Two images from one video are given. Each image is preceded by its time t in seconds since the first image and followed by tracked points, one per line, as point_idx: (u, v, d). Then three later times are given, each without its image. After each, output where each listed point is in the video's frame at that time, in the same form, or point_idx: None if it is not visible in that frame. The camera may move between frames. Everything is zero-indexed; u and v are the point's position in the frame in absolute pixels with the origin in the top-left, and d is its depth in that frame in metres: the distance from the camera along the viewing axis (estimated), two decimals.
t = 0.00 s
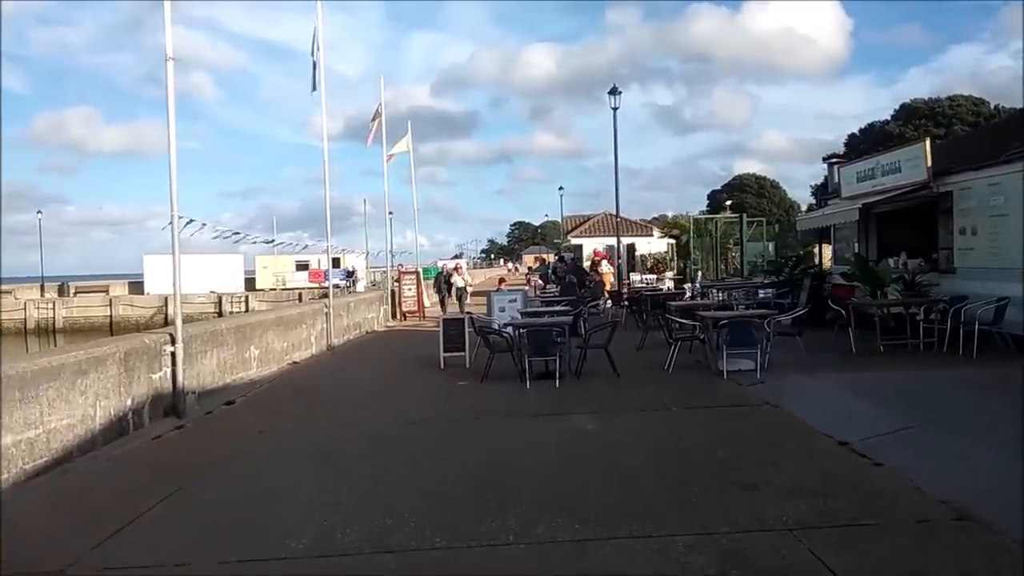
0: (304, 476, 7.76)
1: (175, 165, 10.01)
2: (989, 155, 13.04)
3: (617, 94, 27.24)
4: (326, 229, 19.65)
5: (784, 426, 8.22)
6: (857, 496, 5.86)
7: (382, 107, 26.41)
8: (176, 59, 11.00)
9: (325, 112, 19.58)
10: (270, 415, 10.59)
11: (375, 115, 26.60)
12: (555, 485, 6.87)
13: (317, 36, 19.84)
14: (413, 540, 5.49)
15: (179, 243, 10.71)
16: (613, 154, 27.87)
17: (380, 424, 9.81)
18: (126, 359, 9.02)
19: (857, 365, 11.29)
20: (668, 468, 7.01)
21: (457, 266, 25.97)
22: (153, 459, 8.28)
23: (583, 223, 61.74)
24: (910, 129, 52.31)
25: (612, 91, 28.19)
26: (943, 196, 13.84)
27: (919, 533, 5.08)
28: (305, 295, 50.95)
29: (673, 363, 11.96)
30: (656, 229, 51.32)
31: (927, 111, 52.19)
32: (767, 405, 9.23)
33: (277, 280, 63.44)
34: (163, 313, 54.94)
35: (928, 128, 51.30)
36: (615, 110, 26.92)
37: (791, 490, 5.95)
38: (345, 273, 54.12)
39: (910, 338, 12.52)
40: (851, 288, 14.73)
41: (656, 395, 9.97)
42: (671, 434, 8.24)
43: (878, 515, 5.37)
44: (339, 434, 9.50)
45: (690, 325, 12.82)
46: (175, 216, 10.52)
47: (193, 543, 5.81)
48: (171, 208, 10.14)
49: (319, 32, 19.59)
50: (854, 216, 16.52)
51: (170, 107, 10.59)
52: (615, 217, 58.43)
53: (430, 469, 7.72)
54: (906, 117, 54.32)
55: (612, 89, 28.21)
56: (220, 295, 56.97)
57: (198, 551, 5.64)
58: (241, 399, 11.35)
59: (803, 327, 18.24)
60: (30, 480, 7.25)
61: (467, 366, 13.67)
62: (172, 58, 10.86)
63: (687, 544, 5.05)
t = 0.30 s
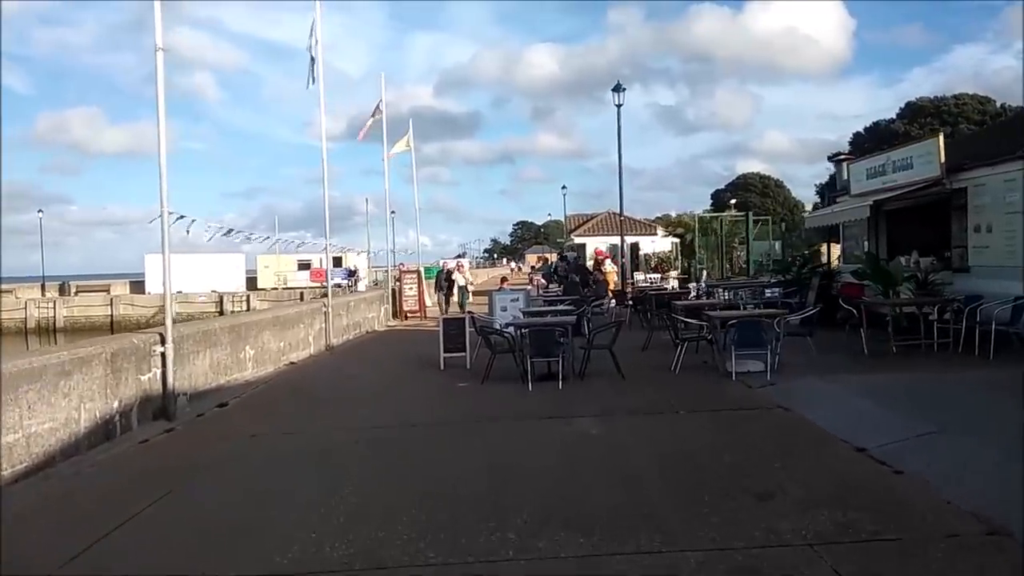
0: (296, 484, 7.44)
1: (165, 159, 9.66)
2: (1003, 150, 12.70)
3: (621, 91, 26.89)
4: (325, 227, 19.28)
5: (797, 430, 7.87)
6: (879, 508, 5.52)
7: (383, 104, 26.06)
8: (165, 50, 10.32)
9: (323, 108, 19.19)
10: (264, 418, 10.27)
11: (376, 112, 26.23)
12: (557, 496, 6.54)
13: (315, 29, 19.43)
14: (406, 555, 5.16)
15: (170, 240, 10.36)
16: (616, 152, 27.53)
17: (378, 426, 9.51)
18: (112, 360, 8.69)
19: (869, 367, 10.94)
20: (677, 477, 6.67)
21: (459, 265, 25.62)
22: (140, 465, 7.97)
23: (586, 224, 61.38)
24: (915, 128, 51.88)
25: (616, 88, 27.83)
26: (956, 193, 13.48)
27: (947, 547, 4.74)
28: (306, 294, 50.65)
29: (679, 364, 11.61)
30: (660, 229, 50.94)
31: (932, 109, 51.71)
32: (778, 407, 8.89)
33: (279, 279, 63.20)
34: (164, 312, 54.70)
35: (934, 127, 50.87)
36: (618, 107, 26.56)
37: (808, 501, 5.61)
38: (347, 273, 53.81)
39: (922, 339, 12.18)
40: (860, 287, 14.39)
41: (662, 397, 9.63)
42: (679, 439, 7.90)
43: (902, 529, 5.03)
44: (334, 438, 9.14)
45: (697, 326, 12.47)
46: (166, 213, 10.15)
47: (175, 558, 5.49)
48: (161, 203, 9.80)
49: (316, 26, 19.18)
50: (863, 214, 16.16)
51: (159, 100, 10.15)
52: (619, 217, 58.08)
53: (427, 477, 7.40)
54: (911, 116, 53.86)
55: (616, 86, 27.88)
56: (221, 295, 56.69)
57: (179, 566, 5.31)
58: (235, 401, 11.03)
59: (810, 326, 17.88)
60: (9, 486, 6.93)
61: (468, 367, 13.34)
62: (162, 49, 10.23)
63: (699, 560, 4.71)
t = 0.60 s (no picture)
0: (283, 498, 7.10)
1: (151, 159, 9.32)
2: (1017, 150, 12.37)
3: (622, 90, 26.54)
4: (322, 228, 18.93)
5: (809, 443, 7.52)
6: (900, 535, 5.20)
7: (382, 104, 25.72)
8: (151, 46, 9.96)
9: (320, 106, 18.83)
10: (255, 425, 9.95)
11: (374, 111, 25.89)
12: (557, 517, 6.19)
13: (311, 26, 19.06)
14: None
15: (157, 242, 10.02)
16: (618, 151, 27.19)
17: (372, 435, 9.18)
18: (95, 367, 8.37)
19: (880, 373, 10.61)
20: (685, 495, 6.33)
21: (458, 267, 25.26)
22: (121, 478, 7.64)
23: (587, 224, 61.01)
24: (918, 127, 51.48)
25: (617, 87, 27.49)
26: (967, 193, 13.15)
27: None
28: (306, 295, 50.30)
29: (684, 370, 11.28)
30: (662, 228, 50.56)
31: (935, 108, 51.29)
32: (788, 417, 8.57)
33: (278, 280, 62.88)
34: (162, 313, 54.38)
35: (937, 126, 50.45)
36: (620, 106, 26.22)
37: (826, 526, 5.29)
38: (346, 273, 53.47)
39: (934, 344, 11.86)
40: (869, 290, 14.06)
41: (667, 405, 9.31)
42: (685, 451, 7.55)
43: (927, 557, 4.71)
44: (326, 447, 8.82)
45: (702, 330, 12.11)
46: (153, 215, 9.81)
47: None
48: (147, 204, 9.47)
49: (313, 22, 18.82)
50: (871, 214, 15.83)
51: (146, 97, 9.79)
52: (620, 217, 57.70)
53: (422, 491, 7.06)
54: (914, 115, 53.44)
55: (617, 85, 27.55)
56: (220, 295, 56.36)
57: None
58: (225, 407, 10.70)
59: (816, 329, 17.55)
60: None
61: (467, 371, 13.01)
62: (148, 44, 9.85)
63: None
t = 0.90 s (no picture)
0: (276, 508, 6.76)
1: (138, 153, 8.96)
2: None
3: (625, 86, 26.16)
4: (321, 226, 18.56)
5: (829, 453, 7.14)
6: (936, 560, 4.85)
7: (382, 100, 25.34)
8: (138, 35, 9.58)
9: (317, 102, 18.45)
10: (247, 428, 9.59)
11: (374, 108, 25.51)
12: (563, 532, 5.82)
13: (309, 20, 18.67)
14: None
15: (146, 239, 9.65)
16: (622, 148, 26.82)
17: (368, 441, 8.81)
18: (77, 369, 8.00)
19: (895, 375, 10.25)
20: (700, 510, 5.99)
21: (458, 265, 24.89)
22: (105, 487, 7.27)
23: (589, 223, 60.61)
24: (921, 126, 51.06)
25: (621, 84, 27.13)
26: (983, 189, 12.77)
27: None
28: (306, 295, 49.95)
29: (693, 371, 10.91)
30: (664, 227, 50.14)
31: (939, 106, 50.85)
32: (802, 422, 8.21)
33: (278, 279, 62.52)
34: (162, 313, 54.06)
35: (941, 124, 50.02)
36: (623, 103, 25.83)
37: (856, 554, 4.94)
38: (347, 272, 53.11)
39: (950, 344, 11.49)
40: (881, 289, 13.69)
41: (676, 409, 8.94)
42: (697, 460, 7.18)
43: None
44: (321, 452, 8.46)
45: (710, 330, 11.73)
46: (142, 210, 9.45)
47: None
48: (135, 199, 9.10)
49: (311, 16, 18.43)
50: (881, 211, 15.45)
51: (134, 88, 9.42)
52: (622, 216, 57.29)
53: (420, 501, 6.68)
54: (918, 113, 52.99)
55: (621, 82, 27.18)
56: (220, 295, 56.02)
57: None
58: (217, 410, 10.33)
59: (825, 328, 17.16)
60: None
61: (468, 373, 12.65)
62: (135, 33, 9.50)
63: None
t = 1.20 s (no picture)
0: (271, 518, 6.49)
1: (129, 151, 8.68)
2: None
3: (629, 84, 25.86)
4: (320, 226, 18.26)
5: (848, 463, 6.83)
6: None
7: (382, 99, 25.04)
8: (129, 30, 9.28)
9: (316, 100, 18.13)
10: (243, 434, 9.31)
11: (376, 106, 25.22)
12: (570, 547, 5.51)
13: (308, 16, 18.35)
14: None
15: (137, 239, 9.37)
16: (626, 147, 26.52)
17: (368, 447, 8.51)
18: (64, 374, 7.73)
19: (910, 379, 9.95)
20: (714, 523, 5.71)
21: (460, 266, 24.59)
22: (93, 496, 6.99)
23: (592, 223, 60.28)
24: (926, 125, 50.72)
25: (624, 82, 26.82)
26: (998, 187, 12.45)
27: None
28: (308, 295, 49.68)
29: (702, 375, 10.61)
30: (669, 226, 49.79)
31: (944, 104, 50.46)
32: (817, 428, 7.92)
33: (280, 279, 62.27)
34: (163, 313, 53.86)
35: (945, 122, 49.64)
36: (627, 101, 25.51)
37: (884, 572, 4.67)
38: (348, 272, 52.83)
39: (967, 346, 11.18)
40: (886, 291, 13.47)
41: (684, 415, 8.66)
42: (708, 468, 6.90)
43: None
44: (318, 459, 8.18)
45: (719, 332, 11.42)
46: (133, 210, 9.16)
47: None
48: (126, 199, 8.81)
49: (310, 13, 18.12)
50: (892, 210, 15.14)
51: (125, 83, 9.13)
52: (625, 215, 57.00)
53: (421, 512, 6.41)
54: (923, 112, 52.62)
55: (625, 80, 26.86)
56: (221, 295, 55.77)
57: None
58: (213, 415, 10.06)
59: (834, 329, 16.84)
60: None
61: (471, 375, 12.36)
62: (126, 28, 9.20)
63: None
